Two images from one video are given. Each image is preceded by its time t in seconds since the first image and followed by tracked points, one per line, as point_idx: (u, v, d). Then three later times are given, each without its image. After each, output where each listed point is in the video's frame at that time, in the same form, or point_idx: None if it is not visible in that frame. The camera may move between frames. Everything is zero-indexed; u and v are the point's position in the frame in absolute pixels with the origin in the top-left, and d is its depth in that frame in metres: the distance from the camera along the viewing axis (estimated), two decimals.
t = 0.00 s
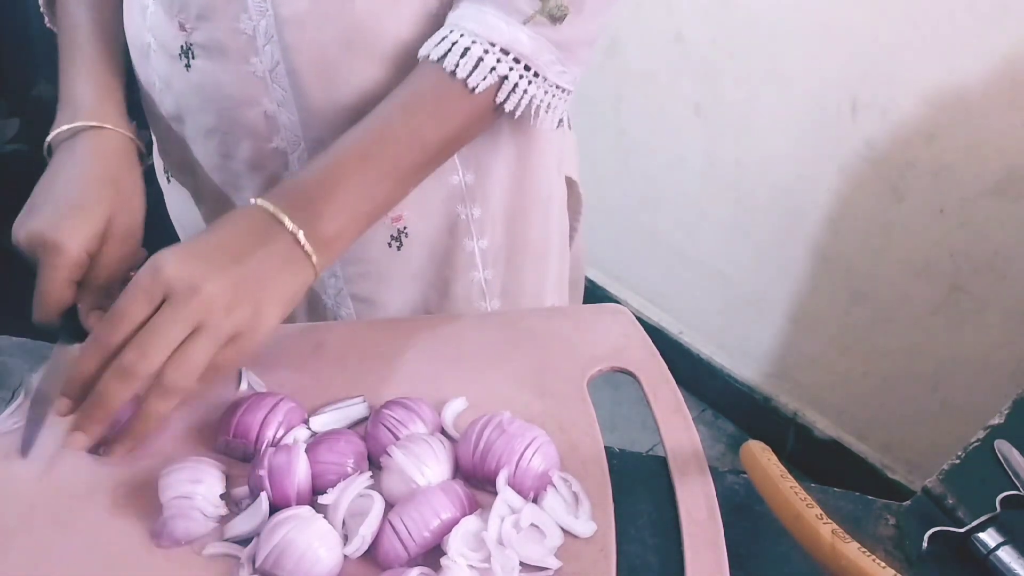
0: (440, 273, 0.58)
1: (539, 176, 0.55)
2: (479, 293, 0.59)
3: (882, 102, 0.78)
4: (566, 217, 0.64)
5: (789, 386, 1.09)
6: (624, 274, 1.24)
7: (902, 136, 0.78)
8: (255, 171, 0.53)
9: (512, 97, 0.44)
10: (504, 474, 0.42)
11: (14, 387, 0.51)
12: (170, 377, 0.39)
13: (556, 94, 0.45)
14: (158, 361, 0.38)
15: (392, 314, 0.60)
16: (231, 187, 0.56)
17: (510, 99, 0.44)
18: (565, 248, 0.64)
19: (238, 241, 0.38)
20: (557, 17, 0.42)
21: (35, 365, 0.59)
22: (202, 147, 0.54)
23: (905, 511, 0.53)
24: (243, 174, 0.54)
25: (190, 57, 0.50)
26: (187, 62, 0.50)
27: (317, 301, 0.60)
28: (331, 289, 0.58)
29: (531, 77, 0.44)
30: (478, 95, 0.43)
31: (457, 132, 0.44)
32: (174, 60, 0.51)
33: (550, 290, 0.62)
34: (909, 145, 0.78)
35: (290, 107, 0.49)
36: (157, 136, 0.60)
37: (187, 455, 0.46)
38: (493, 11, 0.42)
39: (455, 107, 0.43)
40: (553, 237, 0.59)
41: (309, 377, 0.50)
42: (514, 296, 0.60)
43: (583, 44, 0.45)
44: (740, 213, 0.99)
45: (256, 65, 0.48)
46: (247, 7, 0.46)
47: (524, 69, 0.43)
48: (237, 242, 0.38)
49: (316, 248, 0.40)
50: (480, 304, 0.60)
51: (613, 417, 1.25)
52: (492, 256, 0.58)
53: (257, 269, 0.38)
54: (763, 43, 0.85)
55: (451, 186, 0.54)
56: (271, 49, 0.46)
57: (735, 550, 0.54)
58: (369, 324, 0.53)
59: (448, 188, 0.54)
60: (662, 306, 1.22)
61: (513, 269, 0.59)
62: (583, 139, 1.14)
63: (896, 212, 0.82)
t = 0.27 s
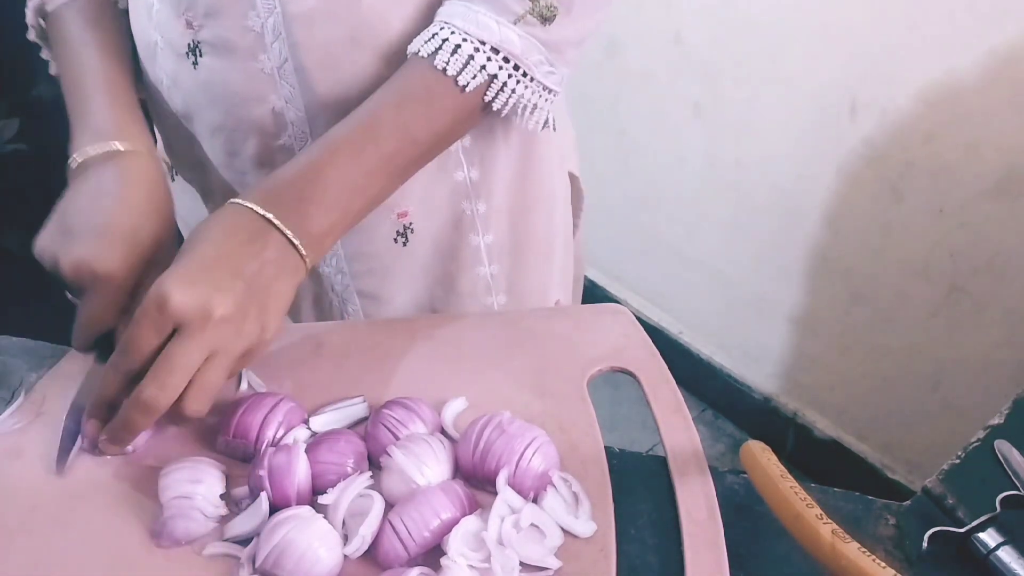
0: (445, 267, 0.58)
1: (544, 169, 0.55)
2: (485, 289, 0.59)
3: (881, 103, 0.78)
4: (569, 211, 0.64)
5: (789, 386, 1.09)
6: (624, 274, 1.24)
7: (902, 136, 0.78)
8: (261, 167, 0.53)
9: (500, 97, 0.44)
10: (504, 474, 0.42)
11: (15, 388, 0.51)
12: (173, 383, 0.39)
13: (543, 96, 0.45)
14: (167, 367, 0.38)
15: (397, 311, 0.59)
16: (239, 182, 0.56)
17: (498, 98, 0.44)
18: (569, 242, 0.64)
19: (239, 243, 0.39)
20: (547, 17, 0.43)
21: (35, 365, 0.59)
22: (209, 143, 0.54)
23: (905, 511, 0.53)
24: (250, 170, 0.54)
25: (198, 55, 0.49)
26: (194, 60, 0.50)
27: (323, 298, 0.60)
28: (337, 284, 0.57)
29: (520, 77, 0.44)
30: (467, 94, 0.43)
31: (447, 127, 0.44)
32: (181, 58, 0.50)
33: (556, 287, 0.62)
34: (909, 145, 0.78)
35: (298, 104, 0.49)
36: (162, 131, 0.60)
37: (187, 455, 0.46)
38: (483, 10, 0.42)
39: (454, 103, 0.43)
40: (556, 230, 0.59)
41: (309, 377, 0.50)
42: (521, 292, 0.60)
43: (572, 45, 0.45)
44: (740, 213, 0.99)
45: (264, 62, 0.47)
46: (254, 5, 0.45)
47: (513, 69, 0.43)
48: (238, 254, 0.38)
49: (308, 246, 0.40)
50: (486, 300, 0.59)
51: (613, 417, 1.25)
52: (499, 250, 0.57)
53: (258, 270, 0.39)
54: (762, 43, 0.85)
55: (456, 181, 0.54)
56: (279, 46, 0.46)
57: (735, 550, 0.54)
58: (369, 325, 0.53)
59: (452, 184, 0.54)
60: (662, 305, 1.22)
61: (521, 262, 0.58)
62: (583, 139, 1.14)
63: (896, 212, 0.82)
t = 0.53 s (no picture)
0: (447, 262, 0.58)
1: (545, 163, 0.56)
2: (487, 282, 0.59)
3: (881, 103, 0.78)
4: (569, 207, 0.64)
5: (789, 386, 1.09)
6: (624, 274, 1.24)
7: (902, 136, 0.78)
8: (264, 163, 0.53)
9: (505, 96, 0.44)
10: (504, 474, 0.42)
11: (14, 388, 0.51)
12: (183, 386, 0.39)
13: (546, 95, 0.45)
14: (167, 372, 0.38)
15: (399, 305, 0.59)
16: (243, 178, 0.56)
17: (503, 97, 0.44)
18: (568, 235, 0.64)
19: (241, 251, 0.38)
20: (551, 15, 0.43)
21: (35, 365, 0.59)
22: (213, 139, 0.54)
23: (905, 511, 0.53)
24: (254, 166, 0.54)
25: (201, 50, 0.50)
26: (197, 56, 0.50)
27: (324, 293, 0.59)
28: (340, 278, 0.56)
29: (524, 75, 0.44)
30: (473, 93, 0.43)
31: (451, 127, 0.44)
32: (184, 54, 0.51)
33: (556, 280, 0.63)
34: (909, 145, 0.78)
35: (303, 100, 0.49)
36: (163, 129, 0.60)
37: (187, 455, 0.46)
38: (488, 9, 0.42)
39: (456, 102, 0.43)
40: (557, 217, 0.59)
41: (309, 377, 0.50)
42: (521, 284, 0.60)
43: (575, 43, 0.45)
44: (740, 213, 0.99)
45: (268, 58, 0.48)
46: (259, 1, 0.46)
47: (517, 67, 0.43)
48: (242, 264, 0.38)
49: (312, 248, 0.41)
50: (487, 293, 0.59)
51: (613, 417, 1.25)
52: (500, 245, 0.57)
53: (261, 271, 0.39)
54: (763, 43, 0.86)
55: (457, 176, 0.54)
56: (283, 43, 0.46)
57: (734, 550, 0.54)
58: (369, 325, 0.53)
59: (454, 179, 0.54)
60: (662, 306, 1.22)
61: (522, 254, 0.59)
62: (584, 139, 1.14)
63: (896, 211, 0.82)
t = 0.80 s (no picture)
0: (444, 259, 0.58)
1: (544, 162, 0.56)
2: (484, 279, 0.59)
3: (881, 103, 0.78)
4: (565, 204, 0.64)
5: (789, 386, 1.09)
6: (624, 274, 1.24)
7: (901, 136, 0.78)
8: (264, 160, 0.53)
9: (508, 98, 0.44)
10: (504, 474, 0.42)
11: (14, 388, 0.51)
12: (192, 386, 0.39)
13: (548, 98, 0.45)
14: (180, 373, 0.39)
15: (395, 300, 0.59)
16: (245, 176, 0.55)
17: (506, 100, 0.44)
18: (565, 232, 0.64)
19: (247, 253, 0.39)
20: (553, 20, 0.43)
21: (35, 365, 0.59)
22: (214, 134, 0.54)
23: (905, 511, 0.53)
24: (255, 163, 0.54)
25: (202, 47, 0.50)
26: (198, 53, 0.50)
27: (323, 290, 0.59)
28: (339, 273, 0.57)
29: (527, 78, 0.44)
30: (477, 96, 0.44)
31: (452, 127, 0.43)
32: (185, 50, 0.51)
33: (553, 277, 0.63)
34: (909, 145, 0.78)
35: (302, 98, 0.49)
36: (166, 124, 0.60)
37: (187, 455, 0.46)
38: (492, 12, 0.42)
39: (458, 102, 0.43)
40: (555, 210, 0.59)
41: (309, 377, 0.50)
42: (519, 281, 0.60)
43: (575, 46, 0.45)
44: (740, 213, 0.99)
45: (269, 56, 0.48)
46: None
47: (521, 70, 0.43)
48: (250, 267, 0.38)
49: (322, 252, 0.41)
50: (483, 290, 0.59)
51: (613, 417, 1.25)
52: (497, 242, 0.57)
53: (266, 273, 0.39)
54: (762, 44, 0.85)
55: (456, 173, 0.54)
56: (284, 41, 0.46)
57: (734, 550, 0.54)
58: (369, 325, 0.53)
59: (451, 176, 0.54)
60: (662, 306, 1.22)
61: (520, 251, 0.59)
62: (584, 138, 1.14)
63: (896, 211, 0.82)
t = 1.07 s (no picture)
0: (445, 256, 0.58)
1: (544, 160, 0.57)
2: (484, 275, 0.59)
3: (881, 103, 0.78)
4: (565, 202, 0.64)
5: (789, 386, 1.09)
6: (623, 274, 1.24)
7: (901, 136, 0.78)
8: (270, 155, 0.53)
9: (505, 97, 0.44)
10: (504, 474, 0.42)
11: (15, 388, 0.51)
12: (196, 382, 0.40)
13: (544, 97, 0.45)
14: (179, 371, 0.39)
15: (397, 295, 0.59)
16: (251, 171, 0.55)
17: (502, 99, 0.44)
18: (565, 229, 0.64)
19: (246, 251, 0.39)
20: (551, 18, 0.43)
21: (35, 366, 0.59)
22: (220, 130, 0.54)
23: (904, 511, 0.53)
24: (260, 158, 0.54)
25: (208, 44, 0.50)
26: (205, 49, 0.50)
27: (325, 283, 0.58)
28: (342, 268, 0.56)
29: (524, 77, 0.44)
30: (474, 94, 0.44)
31: (450, 126, 0.44)
32: (192, 47, 0.51)
33: (553, 272, 0.63)
34: (909, 145, 0.78)
35: (308, 93, 0.49)
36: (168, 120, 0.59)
37: (187, 455, 0.46)
38: (490, 11, 0.42)
39: (457, 101, 0.43)
40: (554, 209, 0.60)
41: (309, 377, 0.50)
42: (520, 278, 0.60)
43: (574, 46, 0.45)
44: (740, 213, 0.99)
45: (276, 52, 0.48)
46: None
47: (518, 69, 0.43)
48: (248, 266, 0.39)
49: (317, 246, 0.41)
50: (485, 286, 0.59)
51: (613, 417, 1.25)
52: (498, 238, 0.58)
53: (264, 271, 0.39)
54: (763, 43, 0.85)
55: (457, 170, 0.54)
56: (291, 37, 0.46)
57: (734, 550, 0.54)
58: (368, 326, 0.53)
59: (453, 173, 0.54)
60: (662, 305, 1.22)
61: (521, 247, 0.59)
62: (584, 138, 1.14)
63: (897, 211, 0.82)
